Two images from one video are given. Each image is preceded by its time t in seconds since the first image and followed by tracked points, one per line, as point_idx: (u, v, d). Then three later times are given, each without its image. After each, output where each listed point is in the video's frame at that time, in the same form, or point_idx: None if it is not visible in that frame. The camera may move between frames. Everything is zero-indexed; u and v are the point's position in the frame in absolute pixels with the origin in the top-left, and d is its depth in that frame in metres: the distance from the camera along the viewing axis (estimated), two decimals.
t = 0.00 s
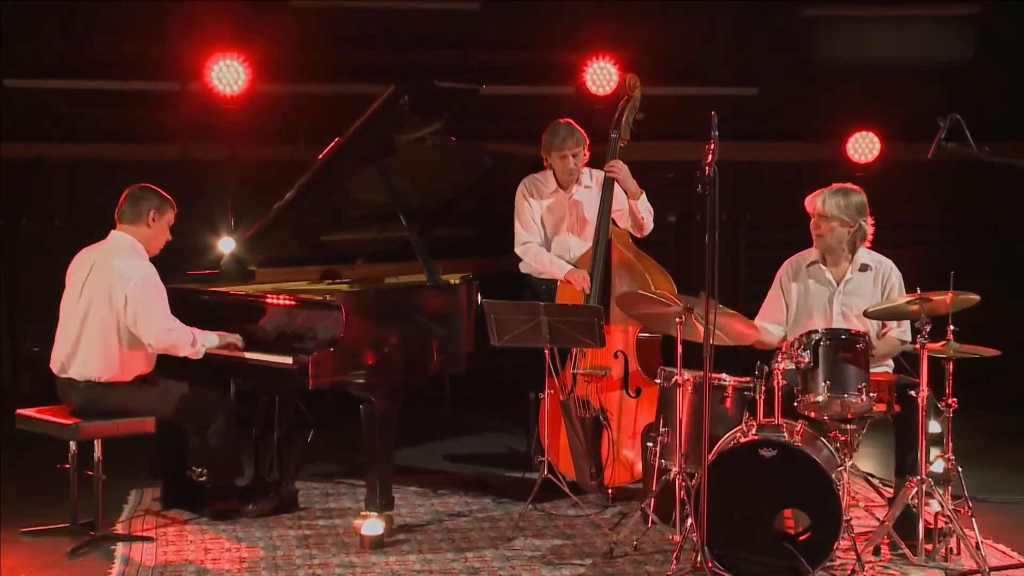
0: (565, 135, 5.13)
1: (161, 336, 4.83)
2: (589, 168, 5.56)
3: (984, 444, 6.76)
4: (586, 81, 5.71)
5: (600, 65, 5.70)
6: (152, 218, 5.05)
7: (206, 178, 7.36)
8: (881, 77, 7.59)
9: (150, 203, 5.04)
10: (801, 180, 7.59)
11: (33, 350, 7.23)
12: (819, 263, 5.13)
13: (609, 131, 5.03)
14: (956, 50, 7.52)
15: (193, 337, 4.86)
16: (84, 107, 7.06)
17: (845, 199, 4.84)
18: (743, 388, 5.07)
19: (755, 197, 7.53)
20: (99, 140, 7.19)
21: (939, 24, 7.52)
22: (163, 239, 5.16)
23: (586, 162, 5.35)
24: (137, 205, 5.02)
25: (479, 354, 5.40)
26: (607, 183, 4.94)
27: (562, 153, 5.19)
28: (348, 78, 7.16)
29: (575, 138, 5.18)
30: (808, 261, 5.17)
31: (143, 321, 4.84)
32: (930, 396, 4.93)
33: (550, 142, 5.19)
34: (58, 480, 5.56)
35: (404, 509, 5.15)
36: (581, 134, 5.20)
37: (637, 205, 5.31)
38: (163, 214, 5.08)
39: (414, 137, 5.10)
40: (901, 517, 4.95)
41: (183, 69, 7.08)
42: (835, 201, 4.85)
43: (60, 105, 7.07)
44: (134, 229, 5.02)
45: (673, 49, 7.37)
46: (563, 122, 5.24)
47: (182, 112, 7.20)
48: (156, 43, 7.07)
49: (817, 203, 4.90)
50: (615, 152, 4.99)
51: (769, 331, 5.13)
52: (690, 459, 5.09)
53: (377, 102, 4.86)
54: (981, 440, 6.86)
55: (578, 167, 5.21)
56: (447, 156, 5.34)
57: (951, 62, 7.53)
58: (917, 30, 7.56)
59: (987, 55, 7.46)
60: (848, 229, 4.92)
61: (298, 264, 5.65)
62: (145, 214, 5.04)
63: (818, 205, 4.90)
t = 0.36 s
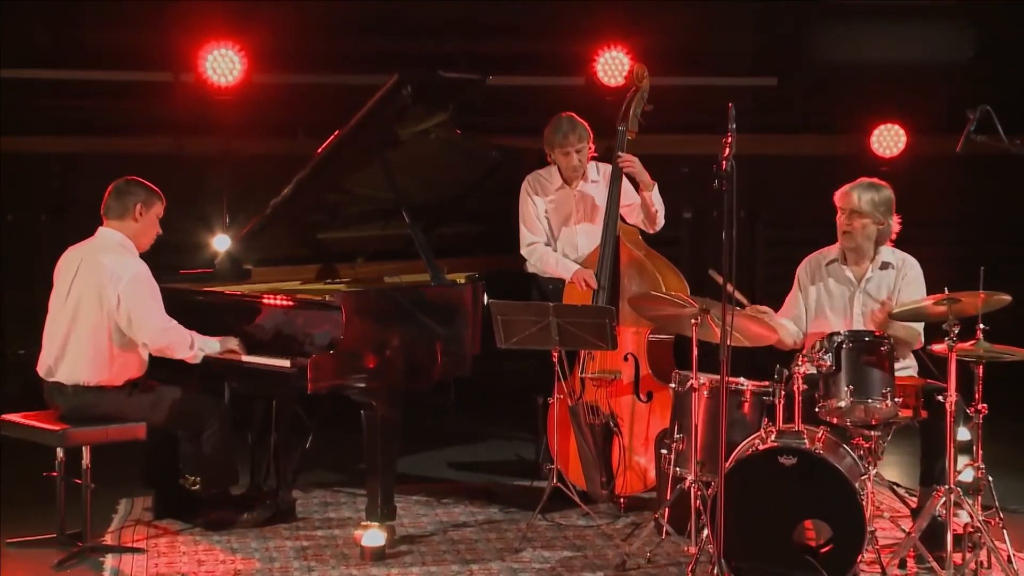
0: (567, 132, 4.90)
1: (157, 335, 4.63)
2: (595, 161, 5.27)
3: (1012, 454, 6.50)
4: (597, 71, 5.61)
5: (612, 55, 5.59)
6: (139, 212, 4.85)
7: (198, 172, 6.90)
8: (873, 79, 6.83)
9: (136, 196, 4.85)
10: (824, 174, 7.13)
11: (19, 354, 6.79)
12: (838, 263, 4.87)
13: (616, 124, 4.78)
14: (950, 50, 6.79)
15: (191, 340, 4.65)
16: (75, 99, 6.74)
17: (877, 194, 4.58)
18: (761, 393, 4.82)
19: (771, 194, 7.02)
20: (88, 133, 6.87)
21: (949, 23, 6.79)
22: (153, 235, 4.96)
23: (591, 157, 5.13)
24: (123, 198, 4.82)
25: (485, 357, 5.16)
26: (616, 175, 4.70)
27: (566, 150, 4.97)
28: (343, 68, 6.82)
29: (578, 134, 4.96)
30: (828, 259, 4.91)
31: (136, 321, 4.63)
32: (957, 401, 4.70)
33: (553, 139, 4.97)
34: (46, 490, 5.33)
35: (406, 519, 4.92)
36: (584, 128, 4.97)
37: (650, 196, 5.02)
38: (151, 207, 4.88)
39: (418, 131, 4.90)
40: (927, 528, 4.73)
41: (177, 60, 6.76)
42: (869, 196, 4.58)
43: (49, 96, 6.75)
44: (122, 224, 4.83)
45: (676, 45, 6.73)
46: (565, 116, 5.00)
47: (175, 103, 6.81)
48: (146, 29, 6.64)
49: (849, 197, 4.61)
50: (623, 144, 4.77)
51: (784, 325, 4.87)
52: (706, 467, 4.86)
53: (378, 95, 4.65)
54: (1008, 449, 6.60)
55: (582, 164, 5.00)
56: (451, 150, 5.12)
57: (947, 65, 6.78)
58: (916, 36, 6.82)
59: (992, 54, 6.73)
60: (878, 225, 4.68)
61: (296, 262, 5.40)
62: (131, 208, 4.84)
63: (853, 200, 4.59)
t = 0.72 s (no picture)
0: (575, 118, 4.68)
1: (140, 341, 4.40)
2: (605, 154, 4.99)
3: None
4: (609, 59, 5.37)
5: (624, 41, 5.36)
6: (125, 207, 4.64)
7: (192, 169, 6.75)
8: (876, 79, 6.52)
9: (122, 191, 4.64)
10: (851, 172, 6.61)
11: None
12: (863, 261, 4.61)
13: (628, 115, 4.53)
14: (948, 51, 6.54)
15: (176, 343, 4.41)
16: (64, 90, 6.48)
17: (895, 188, 4.37)
18: (781, 399, 4.59)
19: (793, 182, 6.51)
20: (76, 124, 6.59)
21: (949, 23, 6.48)
22: (141, 232, 4.75)
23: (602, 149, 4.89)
24: (108, 193, 4.61)
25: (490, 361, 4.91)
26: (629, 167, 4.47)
27: (573, 138, 4.75)
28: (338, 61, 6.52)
29: (587, 121, 4.74)
30: (851, 257, 4.66)
31: (120, 324, 4.41)
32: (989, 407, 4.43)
33: (561, 126, 4.76)
34: (30, 501, 5.09)
35: (407, 531, 4.68)
36: (593, 116, 4.76)
37: (667, 179, 4.73)
38: (137, 202, 4.67)
39: (419, 123, 4.66)
40: (958, 542, 4.47)
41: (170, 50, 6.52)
42: (885, 190, 4.36)
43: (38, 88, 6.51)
44: (107, 220, 4.63)
45: (683, 36, 6.43)
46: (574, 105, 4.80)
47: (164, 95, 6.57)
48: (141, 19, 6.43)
49: (864, 193, 4.41)
50: (635, 134, 4.52)
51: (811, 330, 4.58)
52: (722, 476, 4.62)
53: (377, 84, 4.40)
54: None
55: (591, 154, 4.76)
56: (454, 143, 4.88)
57: (948, 64, 6.50)
58: (917, 35, 6.55)
59: (993, 54, 6.48)
60: (898, 222, 4.43)
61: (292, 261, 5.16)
62: (116, 203, 4.63)
63: (867, 196, 4.39)
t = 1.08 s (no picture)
0: (591, 107, 4.38)
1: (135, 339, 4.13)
2: (623, 148, 4.74)
3: None
4: (623, 47, 5.18)
5: (638, 28, 5.16)
6: (113, 203, 4.39)
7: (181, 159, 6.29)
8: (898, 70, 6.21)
9: (109, 185, 4.39)
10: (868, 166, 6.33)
11: None
12: (888, 261, 4.38)
13: (645, 105, 4.29)
14: (954, 51, 6.23)
15: (174, 339, 4.15)
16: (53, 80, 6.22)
17: (930, 185, 4.07)
18: (803, 405, 4.31)
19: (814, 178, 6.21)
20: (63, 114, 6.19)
21: (948, 23, 6.25)
22: (129, 228, 4.51)
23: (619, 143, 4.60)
24: (95, 188, 4.37)
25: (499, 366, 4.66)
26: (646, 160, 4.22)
27: (590, 129, 4.47)
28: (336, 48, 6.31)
29: (604, 112, 4.43)
30: (877, 258, 4.40)
31: (111, 323, 4.15)
32: None
33: (576, 117, 4.46)
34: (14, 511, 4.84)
35: (409, 544, 4.43)
36: (611, 106, 4.45)
37: (679, 174, 4.44)
38: (125, 197, 4.42)
39: (421, 113, 4.40)
40: (993, 556, 4.21)
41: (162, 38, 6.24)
42: (921, 188, 4.07)
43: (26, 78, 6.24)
44: (94, 216, 4.38)
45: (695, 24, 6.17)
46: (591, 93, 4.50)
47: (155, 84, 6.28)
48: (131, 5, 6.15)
49: (898, 191, 4.11)
50: (650, 125, 4.29)
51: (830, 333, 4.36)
52: (742, 487, 4.36)
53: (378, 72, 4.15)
54: None
55: (608, 146, 4.47)
56: (459, 133, 4.62)
57: (969, 56, 6.22)
58: (918, 36, 6.26)
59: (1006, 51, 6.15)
60: (931, 221, 4.15)
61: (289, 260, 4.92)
62: (104, 198, 4.38)
63: (902, 194, 4.09)
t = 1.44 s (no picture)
0: (610, 103, 4.04)
1: (116, 344, 3.91)
2: (643, 140, 4.37)
3: None
4: (634, 33, 4.98)
5: (651, 13, 4.96)
6: (102, 202, 4.15)
7: (170, 153, 6.05)
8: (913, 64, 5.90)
9: (100, 183, 4.13)
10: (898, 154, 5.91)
11: None
12: (919, 260, 4.13)
13: (666, 94, 4.06)
14: (956, 51, 5.89)
15: (159, 344, 3.93)
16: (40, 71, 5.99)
17: (968, 176, 3.86)
18: (825, 411, 4.07)
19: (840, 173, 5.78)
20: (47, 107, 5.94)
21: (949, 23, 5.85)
22: (116, 226, 4.27)
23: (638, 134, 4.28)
24: (85, 186, 4.11)
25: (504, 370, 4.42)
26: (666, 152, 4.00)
27: (607, 124, 4.13)
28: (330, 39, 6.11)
29: (623, 106, 4.08)
30: (908, 256, 4.14)
31: (93, 327, 3.93)
32: None
33: (593, 110, 4.12)
34: None
35: (409, 558, 4.19)
36: (631, 100, 4.10)
37: (700, 168, 4.21)
38: (116, 196, 4.18)
39: (422, 103, 4.19)
40: None
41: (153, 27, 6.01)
42: (961, 179, 3.84)
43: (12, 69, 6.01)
44: (81, 214, 4.13)
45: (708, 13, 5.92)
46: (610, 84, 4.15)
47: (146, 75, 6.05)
48: None
49: (941, 184, 3.83)
50: (672, 116, 4.05)
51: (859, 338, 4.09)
52: (760, 498, 4.14)
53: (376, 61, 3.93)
54: None
55: (627, 142, 4.15)
56: (462, 125, 4.39)
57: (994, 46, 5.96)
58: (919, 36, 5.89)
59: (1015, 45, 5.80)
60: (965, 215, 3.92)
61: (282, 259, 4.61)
62: (94, 196, 4.13)
63: (947, 185, 3.82)
